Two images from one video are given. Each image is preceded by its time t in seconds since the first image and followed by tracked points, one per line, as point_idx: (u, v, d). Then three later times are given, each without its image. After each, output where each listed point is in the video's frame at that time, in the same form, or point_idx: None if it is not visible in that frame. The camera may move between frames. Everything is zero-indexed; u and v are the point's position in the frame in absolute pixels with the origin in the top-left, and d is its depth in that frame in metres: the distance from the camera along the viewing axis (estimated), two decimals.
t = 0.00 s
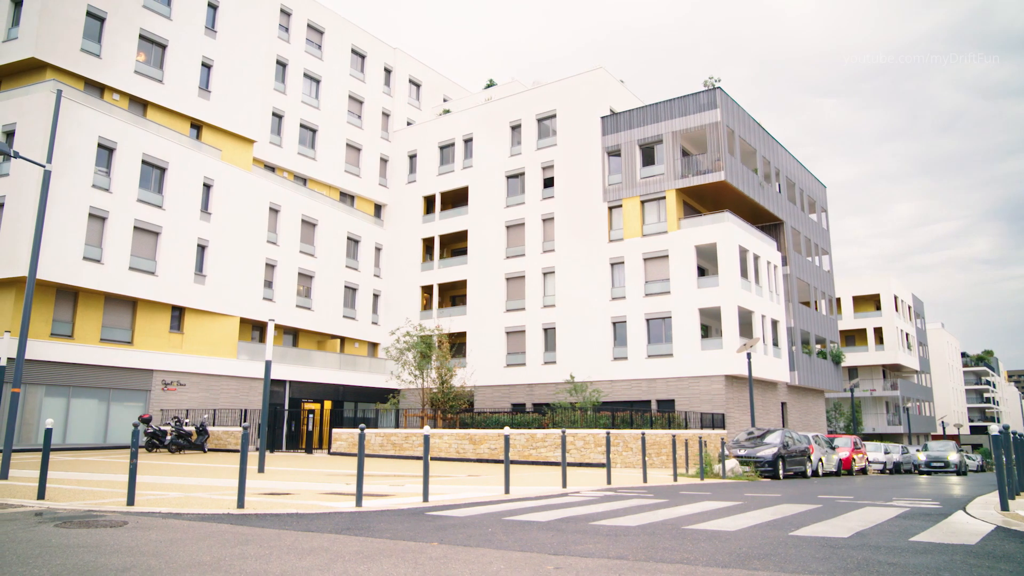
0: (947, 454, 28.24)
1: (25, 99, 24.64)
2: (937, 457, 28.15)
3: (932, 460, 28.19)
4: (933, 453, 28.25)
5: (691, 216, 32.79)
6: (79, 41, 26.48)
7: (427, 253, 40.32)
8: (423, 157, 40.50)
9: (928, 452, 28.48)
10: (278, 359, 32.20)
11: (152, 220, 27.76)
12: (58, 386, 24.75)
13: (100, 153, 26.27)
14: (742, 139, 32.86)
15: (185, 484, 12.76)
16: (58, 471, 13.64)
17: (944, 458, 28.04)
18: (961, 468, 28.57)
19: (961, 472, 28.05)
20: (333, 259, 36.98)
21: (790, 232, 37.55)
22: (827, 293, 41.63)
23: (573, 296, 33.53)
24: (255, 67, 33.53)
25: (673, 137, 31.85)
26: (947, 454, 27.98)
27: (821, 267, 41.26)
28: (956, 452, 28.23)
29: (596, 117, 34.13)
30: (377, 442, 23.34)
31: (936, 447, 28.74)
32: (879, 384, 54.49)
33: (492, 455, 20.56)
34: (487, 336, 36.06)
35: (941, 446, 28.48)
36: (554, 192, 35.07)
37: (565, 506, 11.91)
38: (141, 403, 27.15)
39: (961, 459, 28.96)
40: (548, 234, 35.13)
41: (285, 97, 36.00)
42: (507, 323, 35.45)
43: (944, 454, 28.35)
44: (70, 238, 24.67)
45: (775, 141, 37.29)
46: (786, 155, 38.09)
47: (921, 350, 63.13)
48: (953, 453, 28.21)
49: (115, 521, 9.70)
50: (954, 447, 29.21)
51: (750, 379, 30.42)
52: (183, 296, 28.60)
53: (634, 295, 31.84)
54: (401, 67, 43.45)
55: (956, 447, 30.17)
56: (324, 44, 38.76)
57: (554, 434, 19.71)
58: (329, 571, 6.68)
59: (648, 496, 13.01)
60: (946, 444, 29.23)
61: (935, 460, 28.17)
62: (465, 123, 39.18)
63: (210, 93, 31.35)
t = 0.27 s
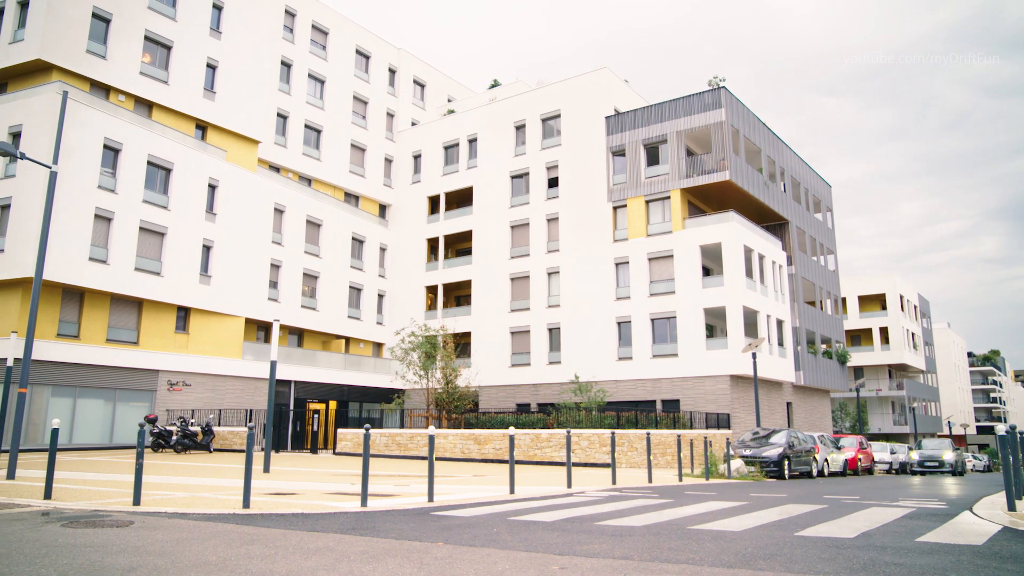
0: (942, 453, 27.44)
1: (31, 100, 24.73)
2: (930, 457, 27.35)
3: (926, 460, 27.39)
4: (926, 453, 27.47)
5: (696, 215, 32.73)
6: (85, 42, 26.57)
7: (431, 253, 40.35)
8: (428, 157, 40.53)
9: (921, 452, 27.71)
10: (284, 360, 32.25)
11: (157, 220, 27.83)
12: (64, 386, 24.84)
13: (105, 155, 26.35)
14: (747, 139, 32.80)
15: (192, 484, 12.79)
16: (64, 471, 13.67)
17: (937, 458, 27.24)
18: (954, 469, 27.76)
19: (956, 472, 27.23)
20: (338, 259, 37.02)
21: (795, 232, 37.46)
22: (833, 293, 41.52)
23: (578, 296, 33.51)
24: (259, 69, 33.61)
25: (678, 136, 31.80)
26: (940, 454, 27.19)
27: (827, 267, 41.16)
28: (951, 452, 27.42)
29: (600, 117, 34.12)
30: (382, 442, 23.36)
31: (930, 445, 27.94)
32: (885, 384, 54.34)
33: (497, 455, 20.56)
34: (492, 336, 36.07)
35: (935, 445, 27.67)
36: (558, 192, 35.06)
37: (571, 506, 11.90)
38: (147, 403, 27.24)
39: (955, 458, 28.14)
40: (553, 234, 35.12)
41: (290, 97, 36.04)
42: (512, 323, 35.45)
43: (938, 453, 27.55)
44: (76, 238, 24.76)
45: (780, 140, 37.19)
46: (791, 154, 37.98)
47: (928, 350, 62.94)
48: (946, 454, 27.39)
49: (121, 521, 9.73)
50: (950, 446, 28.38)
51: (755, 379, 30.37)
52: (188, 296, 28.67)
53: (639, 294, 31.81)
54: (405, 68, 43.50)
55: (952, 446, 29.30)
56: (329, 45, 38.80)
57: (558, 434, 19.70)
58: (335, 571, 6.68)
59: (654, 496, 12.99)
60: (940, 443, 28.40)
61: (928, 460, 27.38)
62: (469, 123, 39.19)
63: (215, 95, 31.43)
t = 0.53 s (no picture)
0: (937, 453, 26.53)
1: (40, 102, 24.86)
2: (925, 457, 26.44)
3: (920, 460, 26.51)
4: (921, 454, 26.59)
5: (703, 215, 32.65)
6: (93, 44, 26.70)
7: (438, 254, 40.39)
8: (434, 158, 40.58)
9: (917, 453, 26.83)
10: (291, 360, 32.32)
11: (165, 221, 27.93)
12: (74, 387, 24.96)
13: (114, 156, 26.47)
14: (754, 138, 32.70)
15: (199, 484, 12.82)
16: (73, 471, 13.75)
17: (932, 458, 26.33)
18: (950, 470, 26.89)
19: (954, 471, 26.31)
20: (345, 260, 37.10)
21: (803, 231, 37.34)
22: (841, 292, 41.37)
23: (584, 296, 33.48)
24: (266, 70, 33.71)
25: (684, 136, 31.74)
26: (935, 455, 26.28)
27: (835, 266, 41.02)
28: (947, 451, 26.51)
29: (607, 117, 34.09)
30: (390, 442, 23.39)
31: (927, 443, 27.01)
32: (894, 384, 54.07)
33: (505, 455, 20.55)
34: (498, 337, 36.08)
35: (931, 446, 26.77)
36: (565, 192, 35.04)
37: (578, 506, 11.88)
38: (156, 403, 27.35)
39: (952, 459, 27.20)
40: (559, 234, 35.12)
41: (297, 98, 36.13)
42: (519, 323, 35.45)
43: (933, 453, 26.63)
44: (85, 240, 24.88)
45: (788, 139, 37.07)
46: (799, 153, 37.86)
47: (936, 349, 62.64)
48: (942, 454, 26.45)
49: (130, 521, 9.76)
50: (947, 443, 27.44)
51: (763, 378, 30.29)
52: (196, 297, 28.77)
53: (646, 294, 31.76)
54: (411, 68, 43.55)
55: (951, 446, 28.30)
56: (335, 46, 38.88)
57: (565, 434, 19.68)
58: (342, 571, 6.68)
59: (661, 496, 12.97)
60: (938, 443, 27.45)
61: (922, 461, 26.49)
62: (475, 123, 39.21)
63: (222, 96, 31.53)
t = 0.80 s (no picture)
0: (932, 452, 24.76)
1: (49, 104, 24.99)
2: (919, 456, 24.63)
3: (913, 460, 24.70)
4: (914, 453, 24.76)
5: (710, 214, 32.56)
6: (101, 46, 26.83)
7: (445, 254, 40.43)
8: (441, 158, 40.61)
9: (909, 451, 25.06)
10: (299, 360, 32.39)
11: (173, 223, 28.04)
12: (83, 387, 25.08)
13: (122, 158, 26.59)
14: (761, 137, 32.61)
15: (208, 484, 12.85)
16: (82, 471, 13.81)
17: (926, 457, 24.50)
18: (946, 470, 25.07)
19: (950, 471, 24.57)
20: (352, 260, 37.16)
21: (810, 230, 37.21)
22: (849, 291, 41.22)
23: (591, 296, 33.45)
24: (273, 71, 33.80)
25: (691, 135, 31.67)
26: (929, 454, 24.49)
27: (842, 265, 40.87)
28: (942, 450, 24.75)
29: (613, 117, 34.05)
30: (397, 442, 23.41)
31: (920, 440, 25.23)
32: (902, 384, 53.82)
33: (512, 455, 20.55)
34: (505, 337, 36.09)
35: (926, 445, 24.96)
36: (571, 192, 35.03)
37: (586, 506, 11.88)
38: (164, 403, 27.45)
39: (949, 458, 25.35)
40: (566, 234, 35.09)
41: (303, 99, 36.22)
42: (525, 323, 35.45)
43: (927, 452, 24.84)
44: (93, 241, 25.00)
45: (795, 138, 36.95)
46: (806, 152, 37.74)
47: (945, 349, 62.33)
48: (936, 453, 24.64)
49: (139, 521, 9.79)
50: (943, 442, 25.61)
51: (770, 378, 30.21)
52: (204, 298, 28.86)
53: (653, 294, 31.71)
54: (417, 69, 43.60)
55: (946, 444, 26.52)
56: (342, 46, 38.96)
57: (573, 434, 19.67)
58: (350, 571, 6.68)
59: (669, 496, 12.96)
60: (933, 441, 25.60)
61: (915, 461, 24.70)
62: (482, 124, 39.24)
63: (229, 97, 31.63)
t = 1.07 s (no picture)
0: (926, 451, 22.78)
1: (61, 106, 25.16)
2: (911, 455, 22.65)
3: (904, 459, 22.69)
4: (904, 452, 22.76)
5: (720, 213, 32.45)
6: (112, 49, 27.00)
7: (454, 254, 40.47)
8: (450, 158, 40.66)
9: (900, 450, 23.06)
10: (309, 360, 32.47)
11: (184, 224, 28.17)
12: (95, 388, 25.23)
13: (133, 159, 26.74)
14: (771, 136, 32.49)
15: (218, 484, 12.88)
16: (94, 471, 13.88)
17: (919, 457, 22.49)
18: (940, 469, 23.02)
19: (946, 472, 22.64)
20: (362, 261, 37.24)
21: (821, 229, 37.04)
22: (860, 291, 41.01)
23: (601, 296, 33.40)
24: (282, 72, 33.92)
25: (701, 134, 31.59)
26: (922, 453, 22.51)
27: (853, 265, 40.66)
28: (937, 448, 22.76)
29: (622, 116, 34.01)
30: (407, 442, 23.42)
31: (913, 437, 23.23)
32: (914, 384, 53.48)
33: (521, 455, 20.54)
34: (515, 337, 36.08)
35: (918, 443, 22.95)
36: (580, 191, 35.00)
37: (597, 506, 11.86)
38: (175, 404, 27.58)
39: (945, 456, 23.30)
40: (575, 234, 35.06)
41: (313, 100, 36.34)
42: (535, 323, 35.44)
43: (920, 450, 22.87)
44: (105, 242, 25.14)
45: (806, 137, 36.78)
46: (817, 151, 37.56)
47: (958, 348, 61.90)
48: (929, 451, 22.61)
49: (151, 520, 9.82)
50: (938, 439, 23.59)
51: (781, 378, 30.08)
52: (215, 298, 28.98)
53: (663, 294, 31.63)
54: (426, 69, 43.67)
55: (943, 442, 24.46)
56: (351, 47, 39.07)
57: (582, 434, 19.64)
58: (360, 571, 6.68)
59: (680, 496, 12.92)
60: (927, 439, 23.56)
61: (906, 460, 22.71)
62: (490, 124, 39.26)
63: (239, 99, 31.76)
